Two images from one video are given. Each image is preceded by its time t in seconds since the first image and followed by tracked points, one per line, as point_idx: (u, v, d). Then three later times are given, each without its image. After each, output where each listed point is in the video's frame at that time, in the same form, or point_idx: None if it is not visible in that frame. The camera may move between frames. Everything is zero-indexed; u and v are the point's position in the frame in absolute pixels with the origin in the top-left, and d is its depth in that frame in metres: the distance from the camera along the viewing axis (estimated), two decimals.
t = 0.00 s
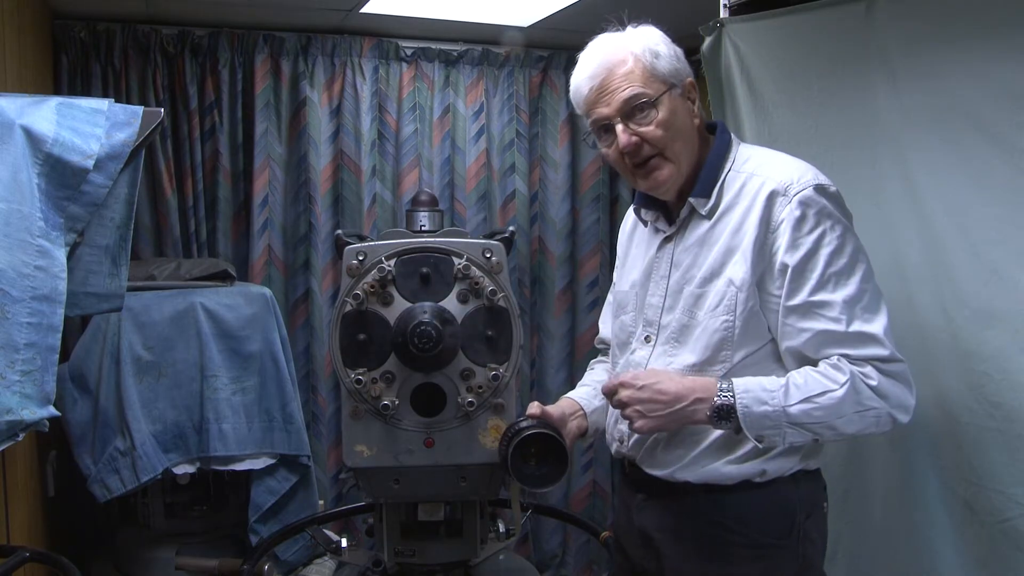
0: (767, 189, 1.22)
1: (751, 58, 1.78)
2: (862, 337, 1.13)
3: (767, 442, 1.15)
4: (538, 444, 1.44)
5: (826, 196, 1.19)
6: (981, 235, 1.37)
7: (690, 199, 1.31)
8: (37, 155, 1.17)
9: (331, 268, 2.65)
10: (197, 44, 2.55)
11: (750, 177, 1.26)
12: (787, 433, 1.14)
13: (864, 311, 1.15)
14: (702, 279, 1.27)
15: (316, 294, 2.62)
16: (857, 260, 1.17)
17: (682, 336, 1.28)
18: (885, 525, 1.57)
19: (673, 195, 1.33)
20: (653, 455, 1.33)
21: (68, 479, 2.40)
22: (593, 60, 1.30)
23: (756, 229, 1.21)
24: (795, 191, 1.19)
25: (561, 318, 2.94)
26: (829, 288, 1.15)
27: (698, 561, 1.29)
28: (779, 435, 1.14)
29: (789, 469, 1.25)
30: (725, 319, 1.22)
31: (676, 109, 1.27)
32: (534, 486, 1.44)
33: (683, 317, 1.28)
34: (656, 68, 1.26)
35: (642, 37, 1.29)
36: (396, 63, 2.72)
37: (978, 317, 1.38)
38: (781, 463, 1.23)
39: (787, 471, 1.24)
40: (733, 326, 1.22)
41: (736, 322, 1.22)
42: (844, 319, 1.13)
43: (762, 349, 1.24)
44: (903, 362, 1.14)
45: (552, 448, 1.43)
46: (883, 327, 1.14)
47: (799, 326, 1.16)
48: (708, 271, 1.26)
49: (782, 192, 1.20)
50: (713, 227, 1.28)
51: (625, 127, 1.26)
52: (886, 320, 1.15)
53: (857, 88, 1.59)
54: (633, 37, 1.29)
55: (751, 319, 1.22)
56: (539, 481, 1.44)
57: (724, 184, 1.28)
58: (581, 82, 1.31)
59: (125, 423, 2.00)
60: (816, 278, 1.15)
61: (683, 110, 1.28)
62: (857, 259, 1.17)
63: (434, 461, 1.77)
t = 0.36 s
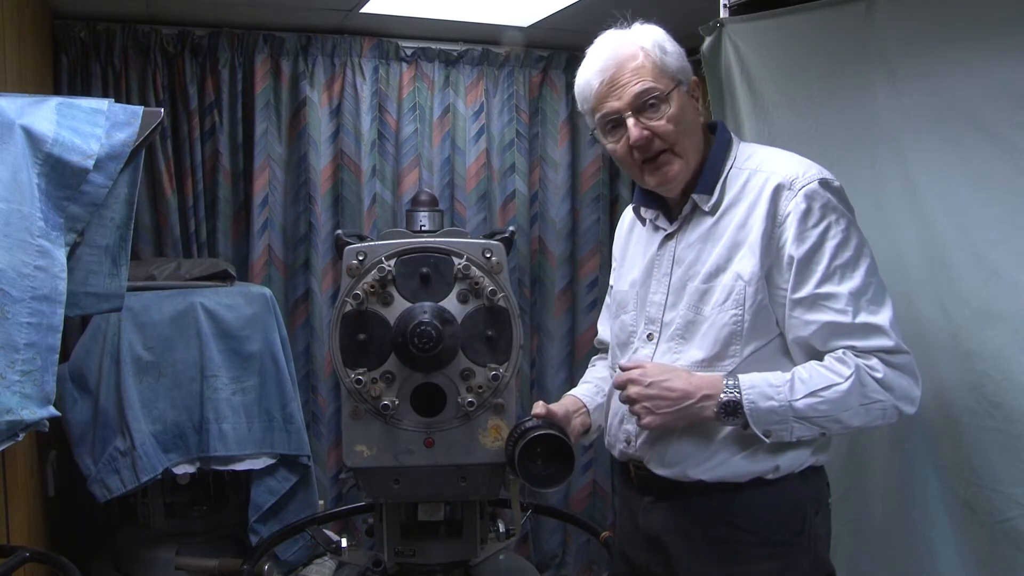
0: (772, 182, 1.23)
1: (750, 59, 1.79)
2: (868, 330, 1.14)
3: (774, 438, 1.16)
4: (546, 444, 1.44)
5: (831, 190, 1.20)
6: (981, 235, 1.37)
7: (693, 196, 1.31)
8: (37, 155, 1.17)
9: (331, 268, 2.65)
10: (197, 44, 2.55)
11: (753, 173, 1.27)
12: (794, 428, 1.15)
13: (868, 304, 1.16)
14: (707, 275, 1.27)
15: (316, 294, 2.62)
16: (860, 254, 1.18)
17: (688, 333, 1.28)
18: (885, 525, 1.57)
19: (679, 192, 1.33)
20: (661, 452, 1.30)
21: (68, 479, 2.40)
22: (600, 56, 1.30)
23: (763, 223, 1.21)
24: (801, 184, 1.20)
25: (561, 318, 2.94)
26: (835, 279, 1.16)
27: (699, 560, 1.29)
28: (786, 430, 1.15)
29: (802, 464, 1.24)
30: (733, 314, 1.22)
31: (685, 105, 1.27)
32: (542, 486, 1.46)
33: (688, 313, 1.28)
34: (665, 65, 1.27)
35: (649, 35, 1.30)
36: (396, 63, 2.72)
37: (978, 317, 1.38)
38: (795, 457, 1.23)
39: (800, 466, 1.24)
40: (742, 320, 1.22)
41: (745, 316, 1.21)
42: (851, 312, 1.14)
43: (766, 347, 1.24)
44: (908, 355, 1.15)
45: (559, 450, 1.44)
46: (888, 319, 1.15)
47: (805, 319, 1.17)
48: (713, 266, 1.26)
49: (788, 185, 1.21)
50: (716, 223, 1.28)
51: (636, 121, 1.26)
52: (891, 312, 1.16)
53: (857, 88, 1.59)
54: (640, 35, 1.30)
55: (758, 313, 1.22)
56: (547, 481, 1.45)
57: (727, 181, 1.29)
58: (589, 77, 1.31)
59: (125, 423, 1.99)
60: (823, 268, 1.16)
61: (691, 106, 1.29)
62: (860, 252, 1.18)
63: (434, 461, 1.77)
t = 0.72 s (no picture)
0: (773, 176, 1.24)
1: (751, 61, 1.79)
2: (879, 316, 1.14)
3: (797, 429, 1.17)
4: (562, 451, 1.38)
5: (830, 180, 1.21)
6: (981, 235, 1.37)
7: (692, 195, 1.31)
8: (37, 155, 1.17)
9: (331, 268, 2.65)
10: (197, 44, 2.55)
11: (753, 169, 1.28)
12: (816, 418, 1.16)
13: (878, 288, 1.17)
14: (714, 272, 1.27)
15: (316, 294, 2.62)
16: (865, 241, 1.19)
17: (701, 331, 1.27)
18: (885, 526, 1.57)
19: (679, 195, 1.33)
20: (680, 452, 1.28)
21: (68, 480, 2.40)
22: (589, 66, 1.31)
23: (768, 218, 1.22)
24: (801, 176, 1.21)
25: (561, 318, 2.94)
26: (843, 266, 1.17)
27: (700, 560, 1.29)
28: (809, 421, 1.16)
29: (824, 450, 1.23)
30: (748, 308, 1.22)
31: (678, 109, 1.28)
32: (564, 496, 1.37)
33: (699, 311, 1.28)
34: (654, 70, 1.28)
35: (635, 44, 1.31)
36: (396, 63, 2.72)
37: (978, 317, 1.38)
38: (815, 444, 1.22)
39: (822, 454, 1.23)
40: (757, 313, 1.22)
41: (760, 309, 1.21)
42: (863, 296, 1.15)
43: (781, 339, 1.24)
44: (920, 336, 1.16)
45: (573, 456, 1.39)
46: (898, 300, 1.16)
47: (818, 307, 1.16)
48: (720, 264, 1.26)
49: (789, 177, 1.22)
50: (719, 221, 1.29)
51: (633, 128, 1.26)
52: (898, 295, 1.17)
53: (857, 88, 1.59)
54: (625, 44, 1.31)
55: (773, 304, 1.22)
56: (565, 490, 1.38)
57: (724, 180, 1.30)
58: (580, 88, 1.31)
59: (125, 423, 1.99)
60: (831, 255, 1.17)
61: (684, 110, 1.30)
62: (863, 238, 1.19)
63: (434, 461, 1.77)
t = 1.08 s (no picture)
0: (777, 173, 1.24)
1: (751, 62, 1.79)
2: (885, 310, 1.15)
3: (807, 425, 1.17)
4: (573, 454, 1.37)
5: (833, 176, 1.22)
6: (981, 235, 1.37)
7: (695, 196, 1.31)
8: (37, 155, 1.17)
9: (331, 268, 2.65)
10: (197, 44, 2.55)
11: (755, 168, 1.28)
12: (827, 413, 1.16)
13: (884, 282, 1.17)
14: (721, 271, 1.27)
15: (316, 294, 2.62)
16: (868, 236, 1.19)
17: (709, 330, 1.27)
18: (885, 527, 1.57)
19: (680, 196, 1.33)
20: (689, 451, 1.27)
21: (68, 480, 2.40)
22: (589, 69, 1.31)
23: (774, 215, 1.22)
24: (804, 174, 1.22)
25: (561, 318, 2.94)
26: (850, 262, 1.17)
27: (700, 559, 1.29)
28: (819, 417, 1.16)
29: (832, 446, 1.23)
30: (757, 305, 1.22)
31: (678, 111, 1.28)
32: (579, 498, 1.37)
33: (707, 310, 1.27)
34: (653, 73, 1.28)
35: (634, 47, 1.31)
36: (396, 63, 2.72)
37: (978, 317, 1.38)
38: (825, 439, 1.22)
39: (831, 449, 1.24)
40: (766, 309, 1.22)
41: (768, 305, 1.21)
42: (871, 290, 1.15)
43: (789, 336, 1.24)
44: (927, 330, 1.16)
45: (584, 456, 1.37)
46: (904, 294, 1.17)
47: (825, 302, 1.17)
48: (726, 262, 1.26)
49: (792, 174, 1.23)
50: (723, 220, 1.29)
51: (634, 130, 1.26)
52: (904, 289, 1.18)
53: (858, 88, 1.59)
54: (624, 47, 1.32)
55: (781, 299, 1.22)
56: (578, 492, 1.37)
57: (726, 181, 1.30)
58: (581, 91, 1.31)
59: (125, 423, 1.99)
60: (837, 251, 1.17)
61: (684, 112, 1.30)
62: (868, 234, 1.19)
63: (434, 461, 1.77)
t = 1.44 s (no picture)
0: (780, 173, 1.24)
1: (750, 62, 1.79)
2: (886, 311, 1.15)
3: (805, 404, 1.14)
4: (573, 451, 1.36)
5: (836, 179, 1.22)
6: (981, 235, 1.37)
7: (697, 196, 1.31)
8: (37, 154, 1.17)
9: (331, 268, 2.65)
10: (197, 44, 2.55)
11: (757, 169, 1.28)
12: (826, 394, 1.13)
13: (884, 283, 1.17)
14: (722, 272, 1.27)
15: (316, 294, 2.62)
16: (869, 239, 1.19)
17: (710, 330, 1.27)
18: (885, 527, 1.57)
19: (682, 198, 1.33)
20: (692, 452, 1.27)
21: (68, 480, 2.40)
22: (591, 69, 1.31)
23: (776, 215, 1.22)
24: (807, 174, 1.22)
25: (561, 318, 2.94)
26: (851, 263, 1.17)
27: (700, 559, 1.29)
28: (819, 396, 1.13)
29: (834, 446, 1.24)
30: (758, 306, 1.22)
31: (679, 111, 1.28)
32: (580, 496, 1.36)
33: (708, 310, 1.28)
34: (655, 73, 1.28)
35: (636, 46, 1.31)
36: (396, 63, 2.72)
37: (978, 317, 1.38)
38: (826, 439, 1.22)
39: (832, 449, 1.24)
40: (766, 311, 1.22)
41: (769, 306, 1.21)
42: (873, 292, 1.15)
43: (790, 337, 1.24)
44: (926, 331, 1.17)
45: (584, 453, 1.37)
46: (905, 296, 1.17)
47: (827, 304, 1.16)
48: (728, 262, 1.26)
49: (795, 175, 1.23)
50: (724, 221, 1.29)
51: (635, 130, 1.26)
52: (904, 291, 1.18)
53: (858, 88, 1.59)
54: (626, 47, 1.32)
55: (782, 300, 1.22)
56: (578, 490, 1.36)
57: (728, 182, 1.30)
58: (582, 91, 1.31)
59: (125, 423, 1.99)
60: (839, 252, 1.17)
61: (686, 112, 1.29)
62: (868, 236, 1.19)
63: (434, 461, 1.77)
